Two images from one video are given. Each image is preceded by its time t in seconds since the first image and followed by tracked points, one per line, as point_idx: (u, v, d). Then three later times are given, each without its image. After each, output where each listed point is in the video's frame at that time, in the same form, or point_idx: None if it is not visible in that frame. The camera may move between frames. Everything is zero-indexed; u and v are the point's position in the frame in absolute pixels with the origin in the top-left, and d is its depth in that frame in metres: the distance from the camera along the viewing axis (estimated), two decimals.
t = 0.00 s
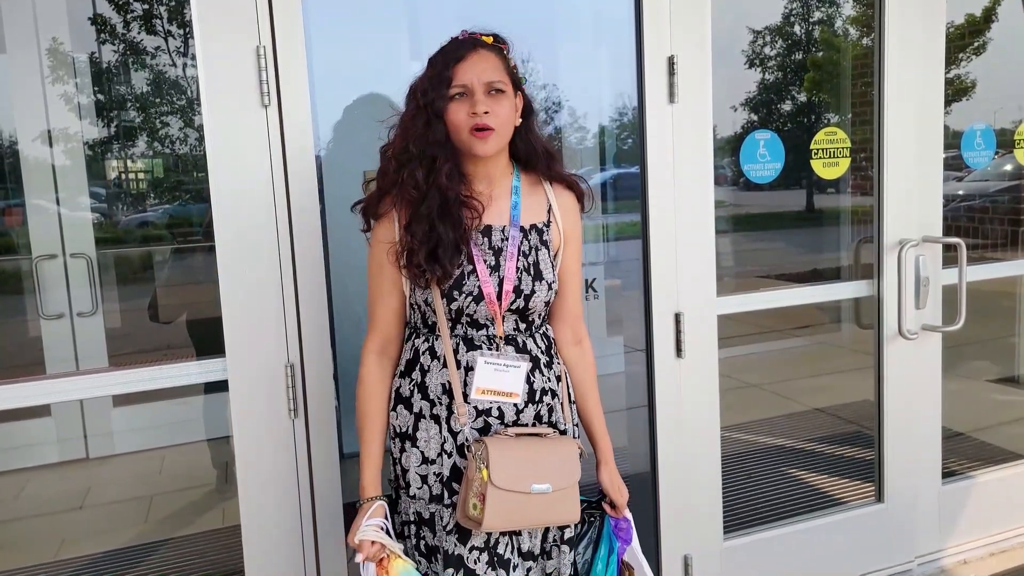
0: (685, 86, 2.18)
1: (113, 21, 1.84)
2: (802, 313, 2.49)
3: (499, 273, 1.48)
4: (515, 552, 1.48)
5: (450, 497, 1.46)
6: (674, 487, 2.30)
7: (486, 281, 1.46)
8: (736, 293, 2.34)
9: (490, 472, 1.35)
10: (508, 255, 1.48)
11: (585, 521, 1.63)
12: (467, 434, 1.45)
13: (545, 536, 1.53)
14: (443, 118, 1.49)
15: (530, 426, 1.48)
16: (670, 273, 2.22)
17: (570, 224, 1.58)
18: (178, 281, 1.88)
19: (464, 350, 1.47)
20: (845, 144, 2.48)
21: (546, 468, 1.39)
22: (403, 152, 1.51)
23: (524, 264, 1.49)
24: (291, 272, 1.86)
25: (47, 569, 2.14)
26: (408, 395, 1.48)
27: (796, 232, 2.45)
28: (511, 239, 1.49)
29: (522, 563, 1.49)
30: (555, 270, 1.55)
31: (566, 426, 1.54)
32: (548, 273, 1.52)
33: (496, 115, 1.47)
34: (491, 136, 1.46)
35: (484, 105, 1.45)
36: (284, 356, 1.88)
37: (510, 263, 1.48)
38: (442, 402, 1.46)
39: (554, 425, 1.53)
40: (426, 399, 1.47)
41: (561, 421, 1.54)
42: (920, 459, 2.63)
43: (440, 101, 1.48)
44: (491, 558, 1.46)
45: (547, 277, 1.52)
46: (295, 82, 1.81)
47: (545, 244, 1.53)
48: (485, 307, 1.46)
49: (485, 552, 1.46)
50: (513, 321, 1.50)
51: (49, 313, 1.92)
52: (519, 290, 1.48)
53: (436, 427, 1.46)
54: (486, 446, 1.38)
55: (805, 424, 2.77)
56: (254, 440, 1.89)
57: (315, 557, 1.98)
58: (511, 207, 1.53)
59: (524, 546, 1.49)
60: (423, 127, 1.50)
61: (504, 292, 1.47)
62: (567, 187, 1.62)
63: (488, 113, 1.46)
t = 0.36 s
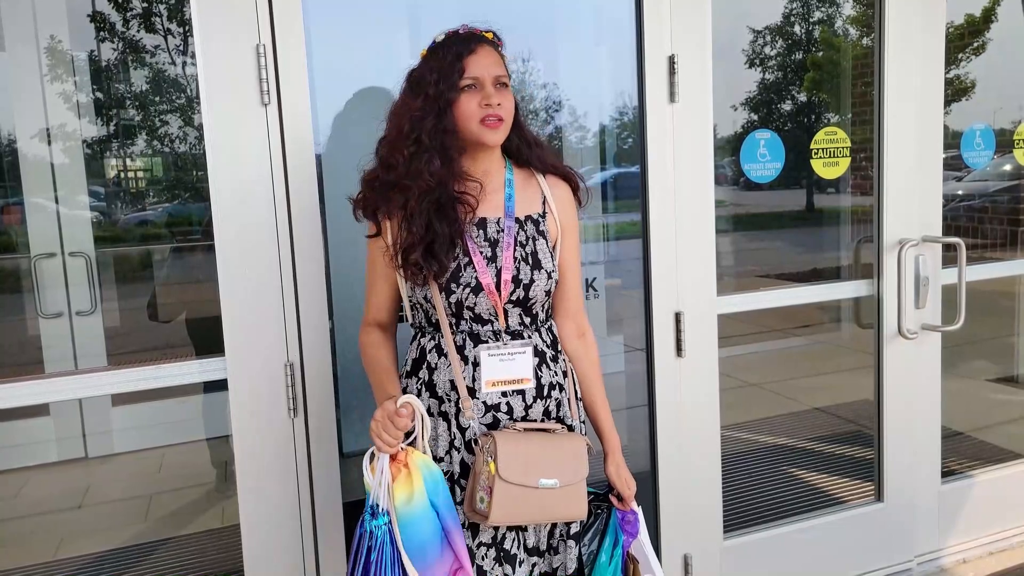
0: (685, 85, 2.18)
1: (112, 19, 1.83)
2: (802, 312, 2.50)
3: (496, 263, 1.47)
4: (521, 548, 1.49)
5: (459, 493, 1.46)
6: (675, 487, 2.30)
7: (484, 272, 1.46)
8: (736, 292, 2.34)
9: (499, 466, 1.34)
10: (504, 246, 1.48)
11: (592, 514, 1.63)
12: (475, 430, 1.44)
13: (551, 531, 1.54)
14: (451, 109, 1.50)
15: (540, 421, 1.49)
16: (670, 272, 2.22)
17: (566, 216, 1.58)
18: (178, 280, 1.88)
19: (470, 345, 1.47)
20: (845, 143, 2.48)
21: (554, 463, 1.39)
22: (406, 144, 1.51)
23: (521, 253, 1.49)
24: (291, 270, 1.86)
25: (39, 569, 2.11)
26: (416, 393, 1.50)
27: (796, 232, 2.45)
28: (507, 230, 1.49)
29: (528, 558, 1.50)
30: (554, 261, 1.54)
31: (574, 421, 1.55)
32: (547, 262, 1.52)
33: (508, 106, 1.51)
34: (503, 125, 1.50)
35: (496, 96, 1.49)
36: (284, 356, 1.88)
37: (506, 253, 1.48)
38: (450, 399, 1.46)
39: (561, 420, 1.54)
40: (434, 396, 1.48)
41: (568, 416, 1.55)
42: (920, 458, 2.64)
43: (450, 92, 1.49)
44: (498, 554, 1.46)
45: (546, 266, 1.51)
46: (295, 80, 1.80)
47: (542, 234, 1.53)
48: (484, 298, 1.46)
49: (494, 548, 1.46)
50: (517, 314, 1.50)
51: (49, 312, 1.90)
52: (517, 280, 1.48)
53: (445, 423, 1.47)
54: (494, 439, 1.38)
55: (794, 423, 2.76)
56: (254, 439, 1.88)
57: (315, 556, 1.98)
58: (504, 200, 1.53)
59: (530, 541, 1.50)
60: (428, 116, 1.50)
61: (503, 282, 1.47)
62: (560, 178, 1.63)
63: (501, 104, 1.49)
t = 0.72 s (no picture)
0: (686, 86, 2.18)
1: (112, 20, 1.83)
2: (802, 313, 2.49)
3: (495, 261, 1.48)
4: (527, 548, 1.49)
5: (464, 493, 1.48)
6: (675, 487, 2.30)
7: (483, 270, 1.47)
8: (736, 293, 2.34)
9: (505, 465, 1.34)
10: (503, 244, 1.48)
11: (602, 509, 1.63)
12: (481, 428, 1.45)
13: (560, 530, 1.52)
14: (437, 113, 1.51)
15: (546, 420, 1.49)
16: (670, 273, 2.22)
17: (564, 217, 1.57)
18: (179, 280, 1.88)
19: (475, 342, 1.48)
20: (845, 144, 2.48)
21: (560, 462, 1.38)
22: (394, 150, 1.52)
23: (520, 250, 1.49)
24: (291, 271, 1.86)
25: (39, 570, 2.07)
26: (422, 395, 1.51)
27: (796, 232, 2.45)
28: (504, 229, 1.49)
29: (534, 558, 1.50)
30: (554, 258, 1.54)
31: (580, 420, 1.55)
32: (546, 258, 1.51)
33: (490, 108, 1.50)
34: (485, 127, 1.50)
35: (478, 97, 1.49)
36: (284, 355, 1.88)
37: (504, 250, 1.48)
38: (455, 398, 1.46)
39: (568, 418, 1.53)
40: (440, 396, 1.48)
41: (575, 414, 1.55)
42: (920, 459, 2.63)
43: (433, 97, 1.50)
44: (503, 553, 1.47)
45: (545, 262, 1.51)
46: (295, 80, 1.80)
47: (540, 230, 1.52)
48: (485, 296, 1.46)
49: (499, 547, 1.47)
50: (520, 311, 1.49)
51: (49, 312, 1.90)
52: (517, 276, 1.48)
53: (452, 422, 1.47)
54: (501, 438, 1.38)
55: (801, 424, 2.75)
56: (254, 439, 1.88)
57: (315, 557, 1.98)
58: (501, 199, 1.53)
59: (536, 541, 1.50)
60: (415, 123, 1.51)
61: (502, 279, 1.47)
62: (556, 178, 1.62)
63: (483, 106, 1.49)
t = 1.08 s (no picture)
0: (685, 87, 2.18)
1: (112, 22, 1.83)
2: (802, 314, 2.49)
3: (499, 262, 1.48)
4: (530, 548, 1.49)
5: (469, 494, 1.47)
6: (675, 487, 2.30)
7: (487, 271, 1.47)
8: (736, 294, 2.34)
9: (511, 467, 1.34)
10: (506, 245, 1.49)
11: (605, 508, 1.64)
12: (486, 428, 1.45)
13: (561, 530, 1.53)
14: (439, 111, 1.51)
15: (550, 420, 1.49)
16: (670, 273, 2.22)
17: (563, 218, 1.58)
18: (179, 282, 1.88)
19: (478, 343, 1.48)
20: (845, 144, 2.48)
21: (565, 462, 1.38)
22: (398, 149, 1.51)
23: (523, 251, 1.50)
24: (291, 272, 1.86)
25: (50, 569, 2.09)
26: (425, 397, 1.50)
27: (796, 233, 2.45)
28: (507, 230, 1.50)
29: (537, 558, 1.50)
30: (555, 257, 1.55)
31: (582, 419, 1.55)
32: (549, 258, 1.52)
33: (493, 107, 1.51)
34: (488, 125, 1.50)
35: (481, 96, 1.49)
36: (284, 357, 1.88)
37: (508, 251, 1.48)
38: (460, 399, 1.46)
39: (570, 418, 1.54)
40: (444, 398, 1.47)
41: (577, 413, 1.55)
42: (920, 459, 2.63)
43: (435, 95, 1.50)
44: (507, 554, 1.46)
45: (548, 262, 1.52)
46: (295, 81, 1.80)
47: (542, 232, 1.53)
48: (490, 296, 1.47)
49: (503, 548, 1.46)
50: (524, 312, 1.50)
51: (49, 314, 1.91)
52: (521, 277, 1.48)
53: (456, 424, 1.46)
54: (506, 440, 1.37)
55: (800, 425, 2.69)
56: (254, 441, 1.88)
57: (315, 558, 1.98)
58: (502, 200, 1.53)
59: (538, 541, 1.50)
60: (417, 122, 1.51)
61: (507, 280, 1.47)
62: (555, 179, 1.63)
63: (486, 104, 1.49)
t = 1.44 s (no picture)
0: (685, 87, 2.18)
1: (112, 21, 1.83)
2: (802, 314, 2.49)
3: (496, 265, 1.48)
4: (527, 550, 1.49)
5: (464, 495, 1.46)
6: (675, 488, 2.30)
7: (483, 274, 1.47)
8: (736, 294, 2.34)
9: (505, 469, 1.34)
10: (503, 247, 1.49)
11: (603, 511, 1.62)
12: (481, 430, 1.45)
13: (559, 532, 1.53)
14: (438, 113, 1.51)
15: (546, 422, 1.49)
16: (670, 274, 2.22)
17: (564, 219, 1.58)
18: (178, 282, 1.87)
19: (475, 345, 1.48)
20: (845, 145, 2.49)
21: (561, 464, 1.38)
22: (397, 150, 1.52)
23: (520, 253, 1.49)
24: (291, 273, 1.86)
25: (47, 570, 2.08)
26: (421, 397, 1.50)
27: (796, 233, 2.45)
28: (504, 232, 1.49)
29: (533, 560, 1.50)
30: (554, 260, 1.54)
31: (579, 421, 1.56)
32: (546, 261, 1.52)
33: (492, 108, 1.50)
34: (487, 126, 1.49)
35: (480, 97, 1.49)
36: (284, 357, 1.88)
37: (505, 254, 1.48)
38: (455, 401, 1.46)
39: (567, 419, 1.54)
40: (440, 399, 1.48)
41: (575, 415, 1.55)
42: (920, 460, 2.63)
43: (434, 97, 1.50)
44: (504, 556, 1.46)
45: (545, 265, 1.51)
46: (295, 81, 1.80)
47: (541, 233, 1.53)
48: (486, 300, 1.47)
49: (499, 549, 1.46)
50: (520, 314, 1.50)
51: (49, 314, 1.92)
52: (517, 279, 1.48)
53: (451, 425, 1.46)
54: (500, 443, 1.37)
55: (801, 425, 2.69)
56: (253, 441, 1.88)
57: (315, 559, 1.97)
58: (501, 202, 1.52)
59: (535, 543, 1.49)
60: (416, 123, 1.51)
61: (503, 283, 1.47)
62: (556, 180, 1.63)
63: (485, 105, 1.49)
